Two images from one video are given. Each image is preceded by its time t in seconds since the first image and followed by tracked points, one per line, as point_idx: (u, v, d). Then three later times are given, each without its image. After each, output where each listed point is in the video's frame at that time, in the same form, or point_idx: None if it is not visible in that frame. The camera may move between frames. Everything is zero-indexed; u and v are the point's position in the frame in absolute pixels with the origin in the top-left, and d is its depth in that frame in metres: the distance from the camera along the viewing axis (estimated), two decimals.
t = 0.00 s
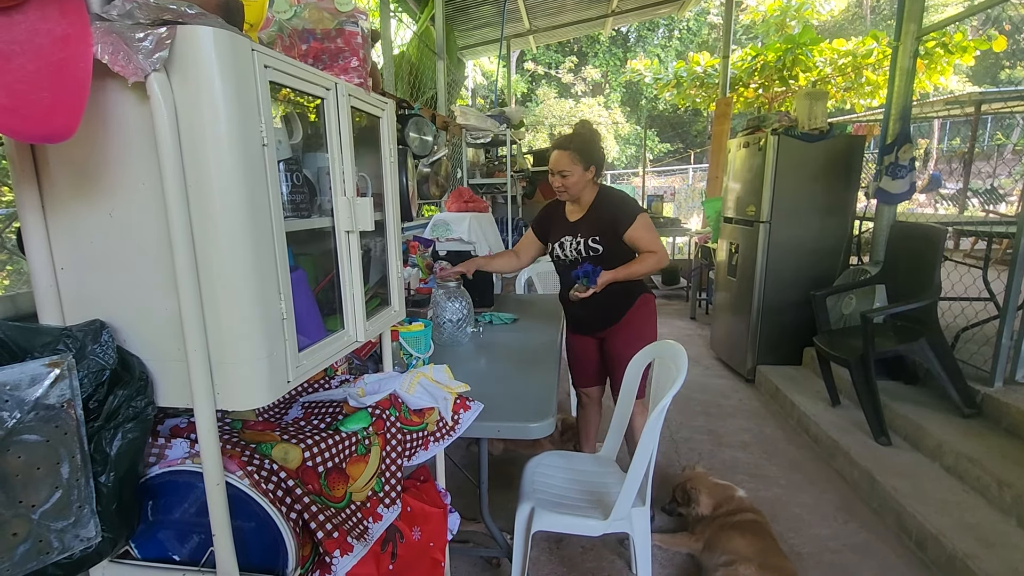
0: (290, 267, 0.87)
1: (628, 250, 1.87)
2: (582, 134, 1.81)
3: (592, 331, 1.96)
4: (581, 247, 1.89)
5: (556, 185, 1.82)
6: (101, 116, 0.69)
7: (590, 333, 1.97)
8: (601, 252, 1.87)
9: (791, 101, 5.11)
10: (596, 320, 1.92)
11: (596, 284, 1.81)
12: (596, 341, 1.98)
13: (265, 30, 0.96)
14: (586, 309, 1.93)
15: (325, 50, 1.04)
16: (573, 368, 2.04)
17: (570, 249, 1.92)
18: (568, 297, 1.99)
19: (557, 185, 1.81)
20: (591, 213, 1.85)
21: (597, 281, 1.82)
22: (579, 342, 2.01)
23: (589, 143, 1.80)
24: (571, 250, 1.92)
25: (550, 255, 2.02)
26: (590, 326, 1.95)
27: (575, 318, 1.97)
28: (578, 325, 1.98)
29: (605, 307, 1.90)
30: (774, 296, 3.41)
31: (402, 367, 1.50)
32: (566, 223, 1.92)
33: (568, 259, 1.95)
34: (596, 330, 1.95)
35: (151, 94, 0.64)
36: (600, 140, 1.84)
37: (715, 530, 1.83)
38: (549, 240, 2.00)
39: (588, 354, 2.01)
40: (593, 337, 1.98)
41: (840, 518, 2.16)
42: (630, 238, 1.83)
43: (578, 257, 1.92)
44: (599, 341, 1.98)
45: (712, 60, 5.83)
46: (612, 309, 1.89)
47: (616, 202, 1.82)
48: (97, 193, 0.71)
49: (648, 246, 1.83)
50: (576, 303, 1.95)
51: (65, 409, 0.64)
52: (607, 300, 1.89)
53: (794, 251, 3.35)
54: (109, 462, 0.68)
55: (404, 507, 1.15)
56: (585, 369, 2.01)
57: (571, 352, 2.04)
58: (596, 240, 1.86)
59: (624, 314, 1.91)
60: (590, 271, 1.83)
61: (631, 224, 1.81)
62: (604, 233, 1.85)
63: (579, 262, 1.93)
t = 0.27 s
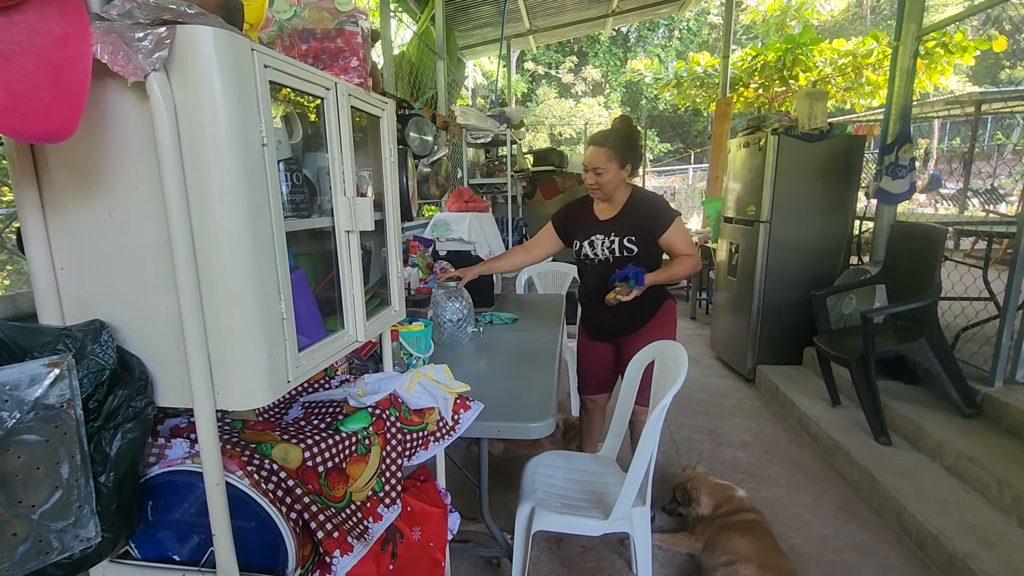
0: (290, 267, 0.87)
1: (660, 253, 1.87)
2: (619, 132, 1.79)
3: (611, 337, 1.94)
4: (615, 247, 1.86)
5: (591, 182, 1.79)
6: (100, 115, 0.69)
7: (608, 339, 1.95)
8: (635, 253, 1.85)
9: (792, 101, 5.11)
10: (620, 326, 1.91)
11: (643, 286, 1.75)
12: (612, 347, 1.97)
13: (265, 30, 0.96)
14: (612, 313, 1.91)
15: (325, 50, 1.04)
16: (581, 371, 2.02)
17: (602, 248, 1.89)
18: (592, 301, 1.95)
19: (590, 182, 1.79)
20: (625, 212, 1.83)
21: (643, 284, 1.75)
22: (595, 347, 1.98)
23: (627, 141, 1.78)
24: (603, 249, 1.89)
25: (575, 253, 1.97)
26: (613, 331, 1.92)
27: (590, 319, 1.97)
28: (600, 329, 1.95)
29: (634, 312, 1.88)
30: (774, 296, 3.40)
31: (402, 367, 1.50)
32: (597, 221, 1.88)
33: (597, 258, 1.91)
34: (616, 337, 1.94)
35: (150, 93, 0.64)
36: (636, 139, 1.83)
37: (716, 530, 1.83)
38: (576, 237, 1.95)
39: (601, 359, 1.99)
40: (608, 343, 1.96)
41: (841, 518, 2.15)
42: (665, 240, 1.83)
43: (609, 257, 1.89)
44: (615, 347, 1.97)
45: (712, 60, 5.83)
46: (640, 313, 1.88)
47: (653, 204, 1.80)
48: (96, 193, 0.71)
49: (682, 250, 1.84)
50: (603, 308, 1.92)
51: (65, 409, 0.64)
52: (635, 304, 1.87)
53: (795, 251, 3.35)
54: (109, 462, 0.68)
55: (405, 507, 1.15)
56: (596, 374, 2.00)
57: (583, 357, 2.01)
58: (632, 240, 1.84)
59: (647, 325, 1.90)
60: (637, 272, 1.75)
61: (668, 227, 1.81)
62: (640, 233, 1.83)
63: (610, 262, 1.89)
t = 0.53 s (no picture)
0: (289, 267, 0.87)
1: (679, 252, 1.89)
2: (638, 132, 1.76)
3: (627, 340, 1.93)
4: (635, 247, 1.85)
5: (614, 187, 1.77)
6: (97, 115, 0.69)
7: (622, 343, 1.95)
8: (657, 253, 1.85)
9: (792, 102, 5.11)
10: (641, 329, 1.90)
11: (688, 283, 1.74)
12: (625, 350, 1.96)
13: (261, 29, 0.94)
14: (635, 315, 1.90)
15: (323, 49, 1.03)
16: (589, 375, 2.02)
17: (621, 249, 1.87)
18: (608, 305, 1.94)
19: (613, 187, 1.77)
20: (646, 213, 1.82)
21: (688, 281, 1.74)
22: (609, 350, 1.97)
23: (646, 142, 1.77)
24: (623, 249, 1.87)
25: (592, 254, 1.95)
26: (631, 334, 1.92)
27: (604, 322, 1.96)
28: (617, 332, 1.94)
29: (653, 314, 1.88)
30: (775, 296, 3.40)
31: (402, 368, 1.50)
32: (617, 222, 1.86)
33: (616, 259, 1.90)
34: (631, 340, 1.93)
35: (147, 93, 0.64)
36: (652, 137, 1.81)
37: (716, 531, 1.83)
38: (591, 239, 1.93)
39: (612, 362, 1.98)
40: (622, 346, 1.96)
41: (842, 519, 2.15)
42: (686, 239, 1.85)
43: (629, 258, 1.88)
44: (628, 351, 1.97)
45: (712, 61, 5.83)
46: (663, 314, 1.88)
47: (673, 204, 1.80)
48: (93, 193, 0.71)
49: (702, 248, 1.87)
50: (623, 310, 1.91)
51: (61, 411, 0.63)
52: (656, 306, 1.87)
53: (795, 252, 3.35)
54: (105, 464, 0.68)
55: (404, 509, 1.14)
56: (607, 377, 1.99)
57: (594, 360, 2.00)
58: (653, 240, 1.83)
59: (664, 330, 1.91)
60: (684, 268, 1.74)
61: (689, 226, 1.82)
62: (661, 233, 1.83)
63: (630, 263, 1.88)
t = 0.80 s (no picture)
0: (287, 272, 0.87)
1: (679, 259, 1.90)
2: (639, 138, 1.74)
3: (629, 347, 1.93)
4: (638, 253, 1.85)
5: (620, 195, 1.76)
6: (94, 120, 0.68)
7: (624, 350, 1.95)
8: (660, 259, 1.86)
9: (791, 105, 5.12)
10: (642, 335, 1.91)
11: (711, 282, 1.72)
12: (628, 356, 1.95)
13: (262, 35, 0.96)
14: (635, 322, 1.90)
15: (322, 55, 1.03)
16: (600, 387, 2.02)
17: (624, 255, 1.87)
18: (608, 310, 1.93)
19: (618, 195, 1.76)
20: (648, 218, 1.82)
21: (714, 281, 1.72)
22: (611, 357, 1.96)
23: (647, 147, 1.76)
24: (625, 255, 1.87)
25: (592, 260, 1.93)
26: (635, 341, 1.92)
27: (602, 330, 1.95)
28: (619, 339, 1.93)
29: (654, 319, 1.90)
30: (775, 300, 3.40)
31: (401, 373, 1.49)
32: (619, 228, 1.86)
33: (618, 265, 1.89)
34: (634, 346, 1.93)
35: (145, 98, 0.63)
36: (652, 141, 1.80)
37: (717, 536, 1.82)
38: (591, 244, 1.91)
39: (615, 370, 1.97)
40: (624, 351, 1.95)
41: (843, 524, 2.14)
42: (686, 245, 1.86)
43: (632, 264, 1.87)
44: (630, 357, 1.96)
45: (711, 65, 5.84)
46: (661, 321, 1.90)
47: (675, 209, 1.81)
48: (91, 198, 0.71)
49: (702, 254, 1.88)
50: (627, 317, 1.90)
51: (58, 418, 0.63)
52: (654, 312, 1.89)
53: (795, 255, 3.35)
54: (102, 471, 0.67)
55: (403, 514, 1.14)
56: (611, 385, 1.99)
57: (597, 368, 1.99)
58: (656, 245, 1.83)
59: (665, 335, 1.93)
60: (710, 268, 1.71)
61: (691, 233, 1.83)
62: (664, 238, 1.83)
63: (633, 269, 1.88)
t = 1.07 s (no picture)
0: (286, 281, 0.86)
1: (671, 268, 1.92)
2: (627, 146, 1.75)
3: (626, 356, 1.92)
4: (637, 259, 1.85)
5: (607, 202, 1.77)
6: (93, 131, 0.68)
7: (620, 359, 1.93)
8: (657, 265, 1.86)
9: (790, 110, 5.14)
10: (641, 345, 1.91)
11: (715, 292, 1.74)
12: (625, 366, 1.94)
13: (261, 46, 0.93)
14: (636, 332, 1.90)
15: (322, 64, 1.03)
16: (596, 395, 2.01)
17: (622, 261, 1.86)
18: (609, 318, 1.91)
19: (606, 203, 1.77)
20: (641, 224, 1.83)
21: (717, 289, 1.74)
22: (607, 367, 1.95)
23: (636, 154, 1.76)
24: (623, 262, 1.86)
25: (587, 267, 1.91)
26: (632, 350, 1.91)
27: (598, 340, 1.95)
28: (618, 348, 1.92)
29: (652, 327, 1.90)
30: (776, 305, 3.39)
31: (401, 380, 1.49)
32: (613, 234, 1.85)
33: (616, 272, 1.88)
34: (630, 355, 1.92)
35: (144, 109, 0.63)
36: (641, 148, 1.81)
37: (718, 543, 1.81)
38: (586, 250, 1.90)
39: (612, 380, 1.96)
40: (621, 361, 1.93)
41: (845, 531, 2.13)
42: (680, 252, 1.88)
43: (630, 270, 1.86)
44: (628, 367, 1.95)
45: (710, 71, 5.86)
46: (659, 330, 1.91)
47: (670, 215, 1.84)
48: (90, 208, 0.70)
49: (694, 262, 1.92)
50: (626, 326, 1.90)
51: (55, 429, 0.63)
52: (654, 320, 1.89)
53: (795, 260, 3.35)
54: (99, 483, 0.67)
55: (403, 523, 1.13)
56: (609, 395, 1.98)
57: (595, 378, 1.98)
58: (654, 252, 1.84)
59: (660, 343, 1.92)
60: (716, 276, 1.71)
61: (685, 239, 1.87)
62: (661, 245, 1.84)
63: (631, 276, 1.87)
